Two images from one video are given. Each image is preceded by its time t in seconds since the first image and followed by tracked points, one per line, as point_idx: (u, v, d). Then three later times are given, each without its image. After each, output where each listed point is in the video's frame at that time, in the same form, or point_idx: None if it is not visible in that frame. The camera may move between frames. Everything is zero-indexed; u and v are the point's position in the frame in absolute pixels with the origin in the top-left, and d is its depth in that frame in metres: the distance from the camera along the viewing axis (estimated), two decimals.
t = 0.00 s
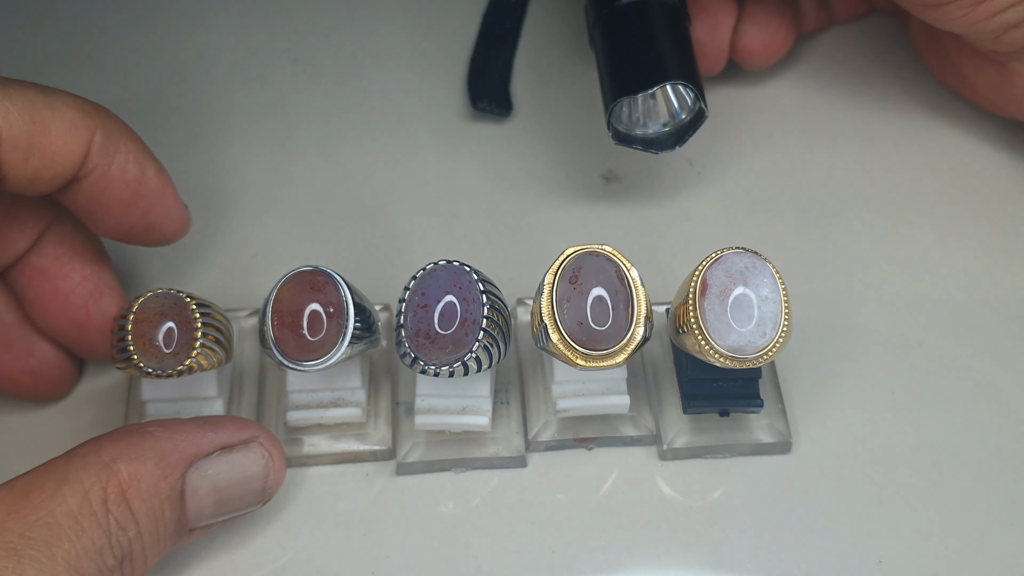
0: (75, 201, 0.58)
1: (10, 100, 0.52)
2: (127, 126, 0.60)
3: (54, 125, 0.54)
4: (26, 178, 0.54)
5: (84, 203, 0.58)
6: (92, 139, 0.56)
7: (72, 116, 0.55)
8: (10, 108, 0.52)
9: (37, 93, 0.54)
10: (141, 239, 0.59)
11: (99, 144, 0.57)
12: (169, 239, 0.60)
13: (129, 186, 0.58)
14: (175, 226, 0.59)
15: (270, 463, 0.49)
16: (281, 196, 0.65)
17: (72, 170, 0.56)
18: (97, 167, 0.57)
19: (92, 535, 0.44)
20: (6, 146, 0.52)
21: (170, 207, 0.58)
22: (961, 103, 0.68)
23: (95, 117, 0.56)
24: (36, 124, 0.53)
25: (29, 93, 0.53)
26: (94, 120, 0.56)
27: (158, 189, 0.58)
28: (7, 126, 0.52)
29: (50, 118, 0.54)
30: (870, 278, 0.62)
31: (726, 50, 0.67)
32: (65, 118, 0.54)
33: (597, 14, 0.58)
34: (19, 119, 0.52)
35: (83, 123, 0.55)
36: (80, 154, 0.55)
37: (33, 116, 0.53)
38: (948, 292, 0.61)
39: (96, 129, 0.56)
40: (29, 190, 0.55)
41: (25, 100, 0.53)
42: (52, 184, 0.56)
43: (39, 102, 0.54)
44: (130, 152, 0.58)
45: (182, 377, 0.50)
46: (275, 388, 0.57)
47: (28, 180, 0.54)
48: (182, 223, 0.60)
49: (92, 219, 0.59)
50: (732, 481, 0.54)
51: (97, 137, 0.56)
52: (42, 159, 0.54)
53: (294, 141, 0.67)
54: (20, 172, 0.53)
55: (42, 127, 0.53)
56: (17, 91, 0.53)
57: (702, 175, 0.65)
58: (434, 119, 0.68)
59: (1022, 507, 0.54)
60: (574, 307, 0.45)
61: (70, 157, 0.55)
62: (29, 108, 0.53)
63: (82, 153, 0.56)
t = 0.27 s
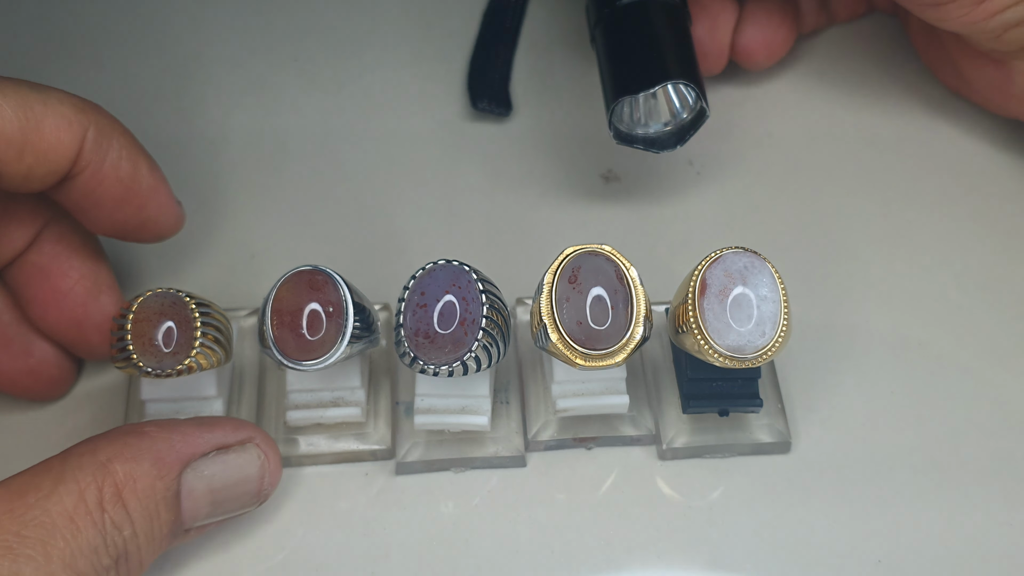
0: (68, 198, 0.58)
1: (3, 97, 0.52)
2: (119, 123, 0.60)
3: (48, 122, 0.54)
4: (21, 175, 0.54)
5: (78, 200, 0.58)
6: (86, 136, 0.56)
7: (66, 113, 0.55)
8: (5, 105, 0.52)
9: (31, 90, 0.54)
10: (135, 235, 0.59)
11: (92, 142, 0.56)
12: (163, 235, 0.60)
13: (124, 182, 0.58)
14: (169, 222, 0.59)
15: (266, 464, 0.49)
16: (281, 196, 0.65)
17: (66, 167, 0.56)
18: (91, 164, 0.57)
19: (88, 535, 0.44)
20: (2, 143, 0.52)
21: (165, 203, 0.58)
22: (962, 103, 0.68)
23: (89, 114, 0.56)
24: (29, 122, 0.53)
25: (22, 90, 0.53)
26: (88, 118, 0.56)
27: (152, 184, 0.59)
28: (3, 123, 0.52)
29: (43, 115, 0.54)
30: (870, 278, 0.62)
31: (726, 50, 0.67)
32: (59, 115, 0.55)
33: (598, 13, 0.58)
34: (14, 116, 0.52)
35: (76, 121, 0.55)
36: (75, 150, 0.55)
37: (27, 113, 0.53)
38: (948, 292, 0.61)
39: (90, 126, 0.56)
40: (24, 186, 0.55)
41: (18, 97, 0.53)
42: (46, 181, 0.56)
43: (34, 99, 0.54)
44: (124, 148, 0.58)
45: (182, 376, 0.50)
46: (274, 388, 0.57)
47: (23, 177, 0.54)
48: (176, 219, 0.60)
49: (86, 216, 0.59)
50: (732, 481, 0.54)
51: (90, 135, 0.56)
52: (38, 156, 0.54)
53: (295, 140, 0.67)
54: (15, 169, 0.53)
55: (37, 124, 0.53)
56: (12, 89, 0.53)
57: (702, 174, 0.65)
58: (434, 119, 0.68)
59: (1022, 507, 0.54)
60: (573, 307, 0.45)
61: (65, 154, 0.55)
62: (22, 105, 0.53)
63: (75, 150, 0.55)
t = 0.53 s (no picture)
0: (69, 196, 0.58)
1: (4, 95, 0.52)
2: (121, 122, 0.60)
3: (49, 120, 0.54)
4: (22, 173, 0.54)
5: (79, 198, 0.58)
6: (87, 135, 0.56)
7: (66, 112, 0.55)
8: (5, 104, 0.52)
9: (32, 90, 0.54)
10: (135, 234, 0.59)
11: (92, 140, 0.56)
12: (163, 233, 0.60)
13: (124, 181, 0.58)
14: (169, 221, 0.59)
15: (266, 463, 0.49)
16: (281, 196, 0.65)
17: (67, 166, 0.56)
18: (92, 163, 0.57)
19: (89, 533, 0.44)
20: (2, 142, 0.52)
21: (165, 202, 0.58)
22: (961, 103, 0.68)
23: (89, 114, 0.56)
24: (30, 120, 0.53)
25: (23, 89, 0.53)
26: (88, 116, 0.56)
27: (153, 184, 0.58)
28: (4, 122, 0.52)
29: (43, 114, 0.54)
30: (869, 278, 0.62)
31: (726, 49, 0.67)
32: (60, 114, 0.54)
33: (598, 13, 0.58)
34: (14, 115, 0.52)
35: (77, 120, 0.55)
36: (76, 149, 0.55)
37: (28, 112, 0.53)
38: (947, 291, 0.61)
39: (91, 125, 0.56)
40: (25, 185, 0.55)
41: (19, 96, 0.53)
42: (47, 180, 0.56)
43: (34, 98, 0.54)
44: (124, 147, 0.58)
45: (181, 376, 0.50)
46: (274, 387, 0.57)
47: (24, 175, 0.54)
48: (177, 218, 0.60)
49: (88, 214, 0.59)
50: (731, 481, 0.54)
51: (91, 134, 0.56)
52: (38, 155, 0.54)
53: (294, 140, 0.67)
54: (15, 167, 0.53)
55: (37, 123, 0.53)
56: (12, 88, 0.53)
57: (702, 174, 0.65)
58: (434, 118, 0.68)
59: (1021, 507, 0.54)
60: (572, 306, 0.45)
61: (66, 153, 0.55)
62: (23, 104, 0.53)
63: (76, 149, 0.55)
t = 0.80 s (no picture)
0: (68, 197, 0.58)
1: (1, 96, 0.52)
2: (120, 123, 0.60)
3: (47, 121, 0.54)
4: (19, 174, 0.54)
5: (78, 199, 0.58)
6: (85, 136, 0.56)
7: (64, 113, 0.55)
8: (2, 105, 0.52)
9: (30, 91, 0.54)
10: (133, 235, 0.59)
11: (90, 141, 0.56)
12: (160, 234, 0.60)
13: (122, 182, 0.58)
14: (167, 222, 0.59)
15: (264, 465, 0.49)
16: (281, 196, 0.65)
17: (64, 167, 0.56)
18: (90, 164, 0.57)
19: (86, 534, 0.44)
20: None
21: (162, 203, 0.58)
22: (961, 103, 0.68)
23: (87, 114, 0.56)
24: (27, 121, 0.53)
25: (21, 90, 0.54)
26: (86, 117, 0.56)
27: (150, 184, 0.58)
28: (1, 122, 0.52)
29: (41, 114, 0.54)
30: (869, 278, 0.62)
31: (726, 50, 0.67)
32: (58, 114, 0.55)
33: (597, 15, 0.58)
34: (11, 115, 0.52)
35: (74, 119, 0.55)
36: (73, 150, 0.55)
37: (26, 113, 0.53)
38: (947, 292, 0.61)
39: (88, 126, 0.56)
40: (23, 186, 0.55)
41: (17, 97, 0.53)
42: (45, 181, 0.56)
43: (32, 99, 0.54)
44: (122, 148, 0.58)
45: (181, 376, 0.50)
46: (274, 387, 0.57)
47: (21, 176, 0.54)
48: (175, 219, 0.60)
49: (86, 216, 0.59)
50: (731, 481, 0.54)
51: (88, 134, 0.56)
52: (35, 155, 0.54)
53: (294, 140, 0.67)
54: (13, 168, 0.53)
55: (35, 123, 0.54)
56: (10, 89, 0.53)
57: (701, 174, 0.65)
58: (434, 119, 0.68)
59: (1021, 508, 0.54)
60: (572, 306, 0.45)
61: (63, 153, 0.55)
62: (20, 104, 0.53)
63: (73, 149, 0.56)
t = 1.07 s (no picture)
0: (68, 199, 0.58)
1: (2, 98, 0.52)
2: (119, 124, 0.60)
3: (48, 123, 0.54)
4: (21, 175, 0.54)
5: (78, 201, 0.58)
6: (85, 137, 0.56)
7: (65, 114, 0.55)
8: (4, 106, 0.52)
9: (31, 92, 0.54)
10: (135, 236, 0.59)
11: (91, 142, 0.56)
12: (162, 235, 0.60)
13: (123, 183, 0.58)
14: (168, 223, 0.59)
15: (265, 466, 0.49)
16: (281, 196, 0.65)
17: (66, 168, 0.56)
18: (91, 165, 0.57)
19: (86, 535, 0.44)
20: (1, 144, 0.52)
21: (164, 204, 0.58)
22: (961, 103, 0.68)
23: (88, 116, 0.56)
24: (29, 122, 0.53)
25: (21, 91, 0.53)
26: (87, 118, 0.56)
27: (151, 186, 0.58)
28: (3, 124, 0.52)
29: (42, 116, 0.54)
30: (870, 278, 0.62)
31: (725, 50, 0.67)
32: (59, 115, 0.55)
33: (595, 16, 0.58)
34: (13, 117, 0.52)
35: (75, 121, 0.55)
36: (74, 151, 0.55)
37: (27, 114, 0.53)
38: (947, 291, 0.61)
39: (89, 127, 0.56)
40: (24, 188, 0.55)
41: (18, 98, 0.53)
42: (46, 182, 0.56)
43: (33, 100, 0.54)
44: (123, 150, 0.58)
45: (181, 376, 0.50)
46: (274, 387, 0.57)
47: (23, 178, 0.54)
48: (176, 220, 0.60)
49: (86, 217, 0.59)
50: (731, 481, 0.54)
51: (89, 135, 0.56)
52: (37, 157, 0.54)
53: (294, 140, 0.67)
54: (14, 170, 0.53)
55: (36, 125, 0.53)
56: (11, 90, 0.53)
57: (701, 174, 0.65)
58: (434, 119, 0.68)
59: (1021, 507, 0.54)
60: (572, 306, 0.45)
61: (64, 155, 0.55)
62: (21, 106, 0.53)
63: (75, 150, 0.56)
